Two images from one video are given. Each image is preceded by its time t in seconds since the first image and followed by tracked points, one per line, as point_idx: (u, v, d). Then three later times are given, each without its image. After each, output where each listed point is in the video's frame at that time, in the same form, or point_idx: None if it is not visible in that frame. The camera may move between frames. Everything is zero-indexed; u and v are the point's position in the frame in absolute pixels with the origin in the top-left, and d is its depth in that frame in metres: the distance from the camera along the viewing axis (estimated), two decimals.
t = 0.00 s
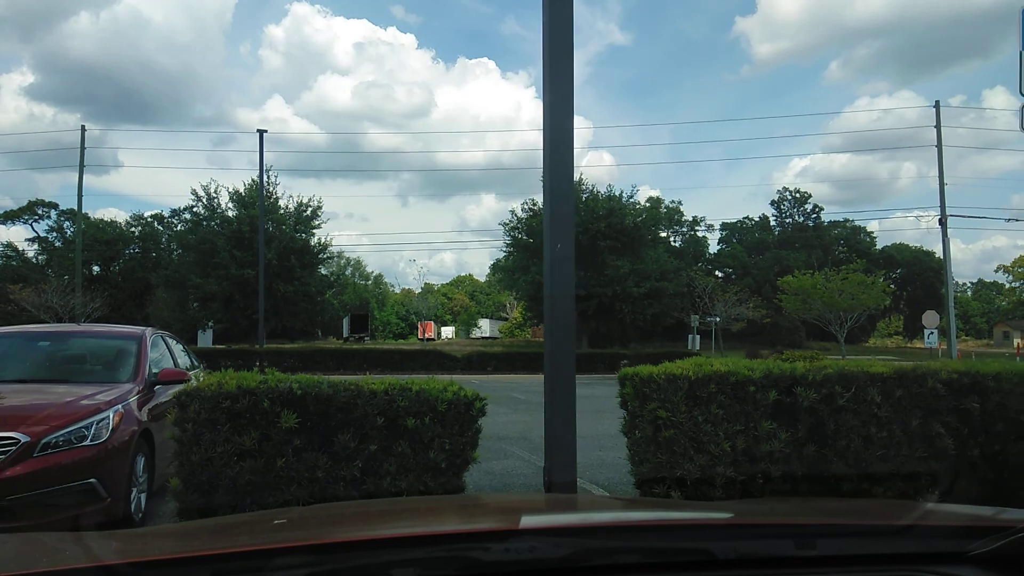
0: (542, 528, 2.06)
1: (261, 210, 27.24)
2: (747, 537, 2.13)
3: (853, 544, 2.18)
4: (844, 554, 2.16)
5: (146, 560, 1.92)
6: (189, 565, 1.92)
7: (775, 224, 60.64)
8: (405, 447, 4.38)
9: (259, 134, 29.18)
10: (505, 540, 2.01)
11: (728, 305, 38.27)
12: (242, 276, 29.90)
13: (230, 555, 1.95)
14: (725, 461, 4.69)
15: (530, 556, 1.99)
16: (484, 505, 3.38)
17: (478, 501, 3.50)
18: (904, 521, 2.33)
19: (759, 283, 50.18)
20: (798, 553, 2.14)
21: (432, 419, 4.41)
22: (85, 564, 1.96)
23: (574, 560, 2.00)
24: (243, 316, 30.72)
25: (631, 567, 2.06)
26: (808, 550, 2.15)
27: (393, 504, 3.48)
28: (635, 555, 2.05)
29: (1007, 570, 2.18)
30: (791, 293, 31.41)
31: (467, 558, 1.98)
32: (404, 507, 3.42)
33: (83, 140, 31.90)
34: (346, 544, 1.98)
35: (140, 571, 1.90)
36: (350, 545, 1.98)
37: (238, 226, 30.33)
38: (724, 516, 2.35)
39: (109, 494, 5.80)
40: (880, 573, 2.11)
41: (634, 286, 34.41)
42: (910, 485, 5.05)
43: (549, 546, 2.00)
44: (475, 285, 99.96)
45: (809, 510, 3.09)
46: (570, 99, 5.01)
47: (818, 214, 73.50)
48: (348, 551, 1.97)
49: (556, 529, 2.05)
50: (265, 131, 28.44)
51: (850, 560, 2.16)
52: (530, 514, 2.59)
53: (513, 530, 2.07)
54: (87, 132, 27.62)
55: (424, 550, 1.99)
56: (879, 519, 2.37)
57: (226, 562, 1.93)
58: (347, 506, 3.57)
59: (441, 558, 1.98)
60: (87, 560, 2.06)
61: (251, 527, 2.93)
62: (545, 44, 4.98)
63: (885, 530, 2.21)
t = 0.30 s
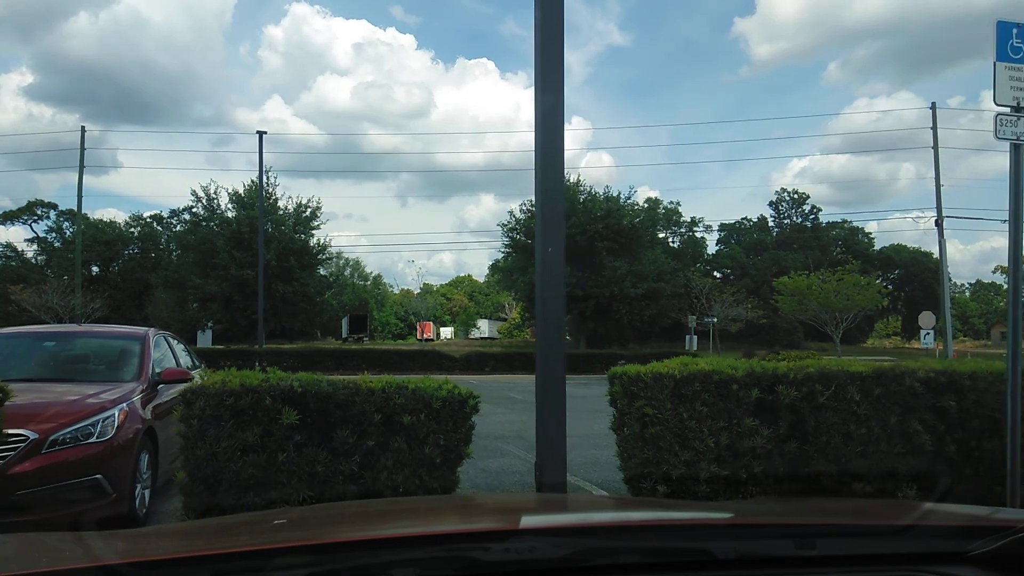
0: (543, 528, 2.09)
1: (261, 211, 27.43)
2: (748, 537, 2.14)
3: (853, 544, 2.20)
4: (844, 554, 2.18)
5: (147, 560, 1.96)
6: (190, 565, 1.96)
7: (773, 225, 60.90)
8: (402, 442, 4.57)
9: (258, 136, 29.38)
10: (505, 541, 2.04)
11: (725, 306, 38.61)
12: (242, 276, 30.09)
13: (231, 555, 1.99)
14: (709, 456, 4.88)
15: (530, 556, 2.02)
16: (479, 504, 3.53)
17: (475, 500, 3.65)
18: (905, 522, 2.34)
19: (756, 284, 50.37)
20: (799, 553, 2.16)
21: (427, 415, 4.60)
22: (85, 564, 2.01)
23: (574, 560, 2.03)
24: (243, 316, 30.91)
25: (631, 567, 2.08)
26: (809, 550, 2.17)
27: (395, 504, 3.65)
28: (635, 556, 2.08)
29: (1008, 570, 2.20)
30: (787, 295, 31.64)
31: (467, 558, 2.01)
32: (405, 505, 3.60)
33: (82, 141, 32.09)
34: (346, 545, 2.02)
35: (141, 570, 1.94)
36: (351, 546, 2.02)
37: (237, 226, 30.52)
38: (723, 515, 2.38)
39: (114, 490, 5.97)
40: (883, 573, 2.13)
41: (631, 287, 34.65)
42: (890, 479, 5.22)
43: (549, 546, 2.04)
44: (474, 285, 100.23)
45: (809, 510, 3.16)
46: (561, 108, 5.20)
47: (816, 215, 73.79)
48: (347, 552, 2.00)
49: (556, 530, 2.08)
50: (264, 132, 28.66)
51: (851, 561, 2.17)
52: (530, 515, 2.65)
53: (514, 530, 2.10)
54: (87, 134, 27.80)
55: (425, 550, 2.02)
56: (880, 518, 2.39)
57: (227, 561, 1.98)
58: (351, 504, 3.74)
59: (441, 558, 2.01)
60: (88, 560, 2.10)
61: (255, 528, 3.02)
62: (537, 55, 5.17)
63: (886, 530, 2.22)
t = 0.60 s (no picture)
0: (543, 529, 2.20)
1: (259, 212, 27.62)
2: (746, 538, 2.27)
3: (852, 544, 2.34)
4: (843, 554, 2.31)
5: (148, 560, 2.06)
6: (187, 565, 2.05)
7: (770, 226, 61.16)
8: (396, 437, 4.77)
9: (256, 138, 29.54)
10: (505, 541, 2.14)
11: (721, 306, 38.93)
12: (240, 277, 30.26)
13: (230, 555, 2.07)
14: (691, 451, 5.09)
15: (530, 555, 2.13)
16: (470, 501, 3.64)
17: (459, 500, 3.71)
18: (906, 522, 2.48)
19: (753, 284, 50.62)
20: (799, 553, 2.29)
21: (421, 412, 4.80)
22: (85, 564, 2.10)
23: (574, 560, 2.14)
24: (241, 317, 31.10)
25: (630, 566, 2.20)
26: (809, 550, 2.30)
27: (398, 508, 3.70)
28: (635, 555, 2.20)
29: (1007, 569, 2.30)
30: (781, 295, 31.89)
31: (467, 558, 2.11)
32: (401, 504, 3.74)
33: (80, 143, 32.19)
34: (345, 545, 2.12)
35: (140, 570, 2.03)
36: (349, 545, 2.12)
37: (235, 227, 30.71)
38: (723, 516, 2.50)
39: (119, 485, 6.16)
40: (880, 573, 2.26)
41: (627, 287, 34.85)
42: (867, 473, 5.43)
43: (549, 546, 2.14)
44: (472, 286, 100.48)
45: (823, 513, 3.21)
46: (549, 115, 5.38)
47: (812, 215, 74.09)
48: (350, 551, 2.10)
49: (556, 530, 2.19)
50: (262, 133, 28.81)
51: (851, 560, 2.31)
52: (532, 516, 2.75)
53: (514, 530, 2.21)
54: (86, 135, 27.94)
55: (424, 550, 2.12)
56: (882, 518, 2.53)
57: (227, 561, 2.06)
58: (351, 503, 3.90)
59: (440, 558, 2.11)
60: (88, 559, 2.19)
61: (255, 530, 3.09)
62: (526, 66, 5.37)
63: (886, 531, 2.36)
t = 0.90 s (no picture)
0: (543, 529, 2.21)
1: (256, 213, 27.76)
2: (746, 537, 2.29)
3: (854, 544, 2.35)
4: (846, 554, 2.33)
5: (146, 560, 2.06)
6: (187, 565, 2.06)
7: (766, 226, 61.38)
8: (390, 433, 4.98)
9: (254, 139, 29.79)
10: (505, 541, 2.16)
11: (716, 307, 39.16)
12: (237, 278, 30.42)
13: (230, 555, 2.08)
14: (673, 446, 5.32)
15: (530, 556, 2.14)
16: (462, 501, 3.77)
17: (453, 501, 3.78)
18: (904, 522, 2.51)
19: (749, 285, 50.88)
20: (799, 553, 2.30)
21: (414, 409, 5.02)
22: (85, 563, 2.09)
23: (574, 560, 2.15)
24: (239, 317, 31.23)
25: (631, 566, 2.21)
26: (809, 549, 2.31)
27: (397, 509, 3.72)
28: (635, 555, 2.21)
29: (1006, 569, 2.35)
30: (775, 296, 32.13)
31: (467, 558, 2.12)
32: (405, 502, 3.95)
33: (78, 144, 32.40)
34: (345, 545, 2.13)
35: (140, 570, 2.03)
36: (349, 545, 2.13)
37: (233, 227, 30.88)
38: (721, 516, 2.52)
39: (122, 481, 6.35)
40: (879, 573, 2.28)
41: (623, 288, 35.02)
42: (843, 468, 5.66)
43: (549, 546, 2.16)
44: (469, 286, 100.74)
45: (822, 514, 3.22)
46: (538, 123, 5.60)
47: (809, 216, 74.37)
48: (350, 551, 2.12)
49: (557, 531, 2.20)
50: (260, 134, 29.04)
51: (852, 560, 2.33)
52: (533, 516, 2.82)
53: (514, 530, 2.22)
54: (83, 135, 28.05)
55: (425, 550, 2.14)
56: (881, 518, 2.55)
57: (228, 560, 2.07)
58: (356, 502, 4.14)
59: (441, 558, 2.13)
60: (88, 558, 2.19)
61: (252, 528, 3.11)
62: (515, 75, 5.56)
63: (886, 531, 2.38)
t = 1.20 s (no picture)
0: (543, 529, 2.15)
1: (251, 214, 27.91)
2: (745, 537, 2.21)
3: (852, 544, 2.26)
4: (843, 555, 2.23)
5: (148, 559, 1.98)
6: (188, 565, 1.99)
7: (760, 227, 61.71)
8: (382, 429, 5.21)
9: (249, 140, 29.96)
10: (506, 541, 2.09)
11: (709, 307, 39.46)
12: (233, 278, 30.55)
13: (230, 555, 2.02)
14: (653, 441, 5.58)
15: (531, 556, 2.08)
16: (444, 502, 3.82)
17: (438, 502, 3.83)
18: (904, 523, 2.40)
19: (743, 285, 51.16)
20: (800, 553, 2.21)
21: (405, 406, 5.24)
22: (84, 564, 2.01)
23: (575, 560, 2.09)
24: (234, 318, 31.37)
25: (631, 567, 2.14)
26: (808, 550, 2.23)
27: (387, 509, 3.65)
28: (636, 556, 2.14)
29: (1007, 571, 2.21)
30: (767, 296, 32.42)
31: (467, 559, 2.05)
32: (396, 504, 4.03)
33: (73, 144, 32.51)
34: (346, 545, 2.07)
35: (139, 570, 1.95)
36: (350, 545, 2.07)
37: (228, 228, 31.05)
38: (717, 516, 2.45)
39: (123, 477, 6.55)
40: (877, 573, 2.17)
41: (616, 288, 35.25)
42: (816, 463, 5.91)
43: (550, 546, 2.09)
44: (465, 287, 101.05)
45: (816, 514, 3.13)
46: (523, 130, 5.82)
47: (803, 216, 74.75)
48: (347, 551, 2.05)
49: (558, 530, 2.14)
50: (255, 135, 29.22)
51: (851, 560, 2.23)
52: (532, 515, 2.81)
53: (513, 530, 2.16)
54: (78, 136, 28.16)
55: (424, 550, 2.07)
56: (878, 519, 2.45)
57: (228, 560, 2.01)
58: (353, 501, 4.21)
59: (441, 558, 2.06)
60: (88, 559, 2.11)
61: (250, 530, 3.07)
62: (502, 85, 5.77)
63: (884, 531, 2.28)
